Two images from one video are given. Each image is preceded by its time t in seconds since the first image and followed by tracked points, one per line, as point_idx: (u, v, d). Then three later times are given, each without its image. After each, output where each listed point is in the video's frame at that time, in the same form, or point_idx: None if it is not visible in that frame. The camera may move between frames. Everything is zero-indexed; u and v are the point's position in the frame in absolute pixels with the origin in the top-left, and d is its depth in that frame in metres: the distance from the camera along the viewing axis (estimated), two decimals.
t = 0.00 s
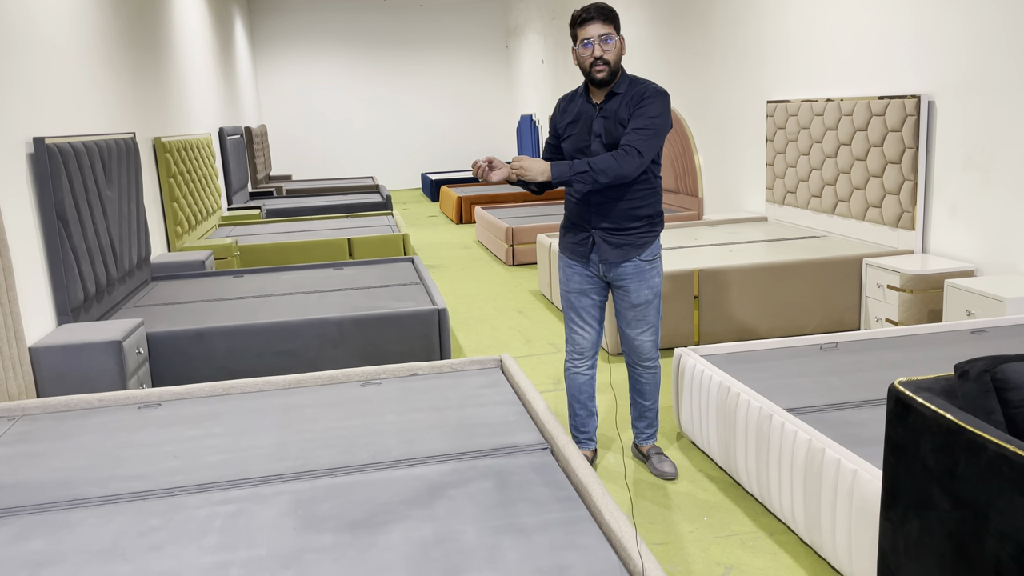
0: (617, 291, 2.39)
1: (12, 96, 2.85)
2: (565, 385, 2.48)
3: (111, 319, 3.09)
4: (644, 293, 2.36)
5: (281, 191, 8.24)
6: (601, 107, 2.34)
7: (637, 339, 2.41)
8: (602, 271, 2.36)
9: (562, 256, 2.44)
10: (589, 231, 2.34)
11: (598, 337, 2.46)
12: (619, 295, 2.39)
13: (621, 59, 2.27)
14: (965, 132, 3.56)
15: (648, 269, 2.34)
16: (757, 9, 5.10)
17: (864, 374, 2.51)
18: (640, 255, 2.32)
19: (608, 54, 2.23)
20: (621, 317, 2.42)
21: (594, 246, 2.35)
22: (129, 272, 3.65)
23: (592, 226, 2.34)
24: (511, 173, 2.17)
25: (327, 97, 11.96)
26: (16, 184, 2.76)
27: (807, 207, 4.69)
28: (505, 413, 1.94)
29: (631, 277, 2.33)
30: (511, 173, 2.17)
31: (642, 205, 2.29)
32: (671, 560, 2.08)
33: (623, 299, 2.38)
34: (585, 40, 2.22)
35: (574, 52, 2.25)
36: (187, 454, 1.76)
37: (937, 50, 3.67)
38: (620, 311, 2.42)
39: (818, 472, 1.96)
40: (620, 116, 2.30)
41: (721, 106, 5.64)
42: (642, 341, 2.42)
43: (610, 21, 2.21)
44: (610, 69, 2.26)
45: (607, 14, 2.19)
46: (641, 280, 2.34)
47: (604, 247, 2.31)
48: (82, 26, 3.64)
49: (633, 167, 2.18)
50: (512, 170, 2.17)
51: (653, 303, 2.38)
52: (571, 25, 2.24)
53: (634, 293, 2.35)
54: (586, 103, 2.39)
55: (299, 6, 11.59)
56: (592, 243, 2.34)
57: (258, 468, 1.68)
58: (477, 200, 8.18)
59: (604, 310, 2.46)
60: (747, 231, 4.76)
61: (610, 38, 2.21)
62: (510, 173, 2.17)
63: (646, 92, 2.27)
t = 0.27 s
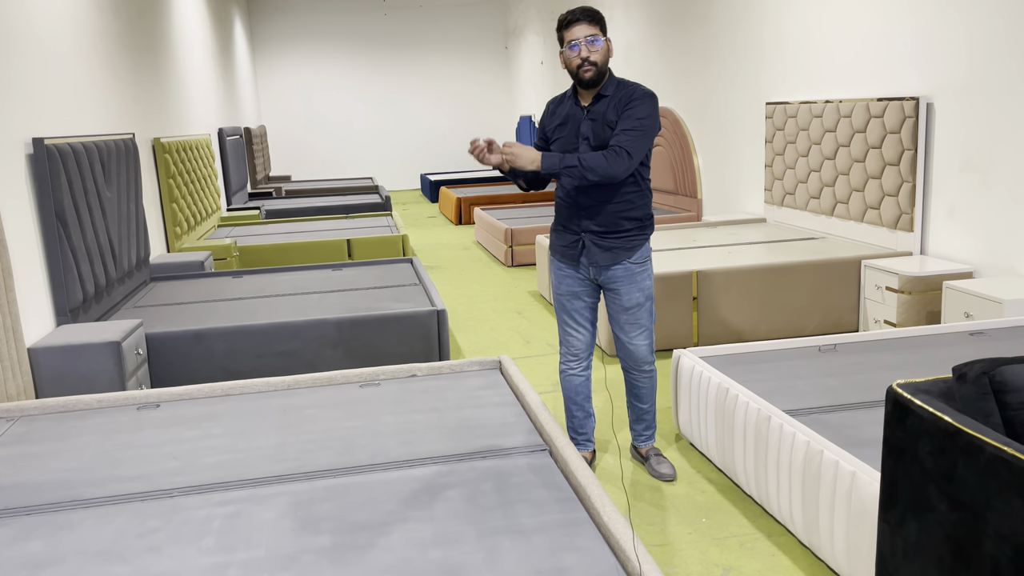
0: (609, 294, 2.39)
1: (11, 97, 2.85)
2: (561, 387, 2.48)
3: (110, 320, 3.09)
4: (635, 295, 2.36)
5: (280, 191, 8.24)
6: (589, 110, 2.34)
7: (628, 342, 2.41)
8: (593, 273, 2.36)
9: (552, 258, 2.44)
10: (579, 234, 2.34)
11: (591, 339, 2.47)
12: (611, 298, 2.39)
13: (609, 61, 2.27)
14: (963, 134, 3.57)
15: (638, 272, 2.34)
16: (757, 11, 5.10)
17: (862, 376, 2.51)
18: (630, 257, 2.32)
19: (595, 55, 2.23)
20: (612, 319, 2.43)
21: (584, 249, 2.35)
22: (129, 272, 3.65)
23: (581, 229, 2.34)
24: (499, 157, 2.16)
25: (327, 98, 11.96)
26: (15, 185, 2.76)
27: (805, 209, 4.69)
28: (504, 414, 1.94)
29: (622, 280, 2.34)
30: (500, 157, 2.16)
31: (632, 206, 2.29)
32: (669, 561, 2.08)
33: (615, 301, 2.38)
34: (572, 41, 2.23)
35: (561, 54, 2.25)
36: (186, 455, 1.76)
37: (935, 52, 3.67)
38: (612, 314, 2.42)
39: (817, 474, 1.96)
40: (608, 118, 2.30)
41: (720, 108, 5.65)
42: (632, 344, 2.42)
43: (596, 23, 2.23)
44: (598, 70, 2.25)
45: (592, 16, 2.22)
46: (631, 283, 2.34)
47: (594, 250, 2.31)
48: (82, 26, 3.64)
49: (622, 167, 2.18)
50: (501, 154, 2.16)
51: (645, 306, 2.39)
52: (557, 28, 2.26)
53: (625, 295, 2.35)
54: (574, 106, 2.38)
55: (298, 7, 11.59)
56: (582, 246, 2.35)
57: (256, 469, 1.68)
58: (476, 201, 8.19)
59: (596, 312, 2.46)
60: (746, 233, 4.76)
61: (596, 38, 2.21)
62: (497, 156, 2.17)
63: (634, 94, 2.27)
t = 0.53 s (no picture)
0: (601, 298, 2.39)
1: (10, 99, 2.85)
2: (558, 391, 2.48)
3: (109, 322, 3.09)
4: (627, 299, 2.36)
5: (279, 193, 8.24)
6: (580, 114, 2.35)
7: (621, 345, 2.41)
8: (585, 277, 2.37)
9: (544, 263, 2.45)
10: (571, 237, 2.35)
11: (585, 343, 2.48)
12: (604, 302, 2.39)
13: (600, 62, 2.27)
14: (960, 138, 3.58)
15: (630, 275, 2.35)
16: (755, 14, 5.12)
17: (859, 379, 2.52)
18: (621, 261, 2.32)
19: (586, 55, 2.23)
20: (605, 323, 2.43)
21: (575, 253, 2.36)
22: (127, 274, 3.65)
23: (573, 232, 2.34)
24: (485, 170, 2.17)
25: (325, 100, 11.96)
26: (14, 187, 2.77)
27: (804, 212, 4.70)
28: (502, 417, 1.95)
29: (614, 284, 2.34)
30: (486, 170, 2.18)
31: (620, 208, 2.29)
32: (667, 564, 2.08)
33: (608, 305, 2.39)
34: (563, 43, 2.23)
35: (553, 57, 2.25)
36: (185, 457, 1.76)
37: (933, 56, 3.69)
38: (604, 318, 2.42)
39: (814, 476, 1.97)
40: (599, 122, 2.31)
41: (719, 111, 5.66)
42: (623, 347, 2.43)
43: (585, 26, 2.24)
44: (590, 70, 2.25)
45: (581, 19, 2.24)
46: (624, 286, 2.35)
47: (585, 253, 2.32)
48: (82, 28, 3.65)
49: (607, 168, 2.18)
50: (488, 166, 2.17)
51: (638, 309, 2.39)
52: (547, 34, 2.27)
53: (618, 299, 2.36)
54: (567, 110, 2.39)
55: (297, 9, 11.60)
56: (574, 250, 2.35)
57: (255, 471, 1.68)
58: (475, 204, 8.20)
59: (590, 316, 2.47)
60: (744, 236, 4.77)
61: (586, 39, 2.22)
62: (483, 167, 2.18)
63: (623, 97, 2.27)
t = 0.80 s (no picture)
0: (599, 299, 2.39)
1: (9, 100, 2.86)
2: (554, 394, 2.48)
3: (107, 323, 3.09)
4: (626, 299, 2.37)
5: (277, 195, 8.24)
6: (580, 117, 2.34)
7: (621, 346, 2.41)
8: (585, 279, 2.36)
9: (539, 268, 2.42)
10: (571, 240, 2.34)
11: (580, 345, 2.47)
12: (601, 303, 2.39)
13: (597, 65, 2.28)
14: (958, 141, 3.59)
15: (629, 275, 2.36)
16: (753, 17, 5.13)
17: (857, 381, 2.53)
18: (622, 261, 2.34)
19: (584, 57, 2.24)
20: (602, 325, 2.42)
21: (575, 255, 2.34)
22: (125, 276, 3.65)
23: (573, 235, 2.33)
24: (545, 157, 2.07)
25: (324, 102, 11.97)
26: (13, 188, 2.77)
27: (802, 214, 4.71)
28: (501, 419, 1.95)
29: (614, 284, 2.35)
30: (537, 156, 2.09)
31: (624, 211, 2.32)
32: (664, 566, 2.09)
33: (606, 306, 2.39)
34: (561, 42, 2.23)
35: (550, 56, 2.25)
36: (183, 459, 1.76)
37: (931, 58, 3.70)
38: (602, 319, 2.42)
39: (812, 478, 1.97)
40: (604, 125, 2.33)
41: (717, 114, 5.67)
42: (622, 348, 2.42)
43: (585, 28, 2.25)
44: (586, 72, 2.25)
45: (582, 21, 2.24)
46: (623, 286, 2.36)
47: (588, 255, 2.32)
48: (81, 30, 3.65)
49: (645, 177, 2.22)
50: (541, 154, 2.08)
51: (636, 309, 2.40)
52: (547, 32, 2.28)
53: (617, 298, 2.36)
54: (564, 113, 2.37)
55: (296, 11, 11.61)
56: (573, 252, 2.34)
57: (254, 473, 1.68)
58: (474, 206, 8.21)
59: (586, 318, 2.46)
60: (742, 238, 4.78)
61: (585, 41, 2.23)
62: (536, 157, 2.05)
63: (628, 101, 2.31)
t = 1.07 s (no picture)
0: (602, 298, 2.41)
1: (8, 100, 2.85)
2: (552, 396, 2.47)
3: (104, 324, 3.09)
4: (630, 296, 2.41)
5: (276, 195, 8.24)
6: (584, 116, 2.32)
7: (628, 345, 2.42)
8: (591, 279, 2.37)
9: (540, 271, 2.39)
10: (578, 241, 2.33)
11: (580, 346, 2.47)
12: (604, 302, 2.41)
13: (598, 64, 2.28)
14: (956, 142, 3.60)
15: (633, 273, 2.41)
16: (752, 19, 5.14)
17: (855, 382, 2.53)
18: (627, 259, 2.38)
19: (585, 56, 2.25)
20: (605, 324, 2.43)
21: (582, 256, 2.34)
22: (124, 276, 3.64)
23: (580, 235, 2.33)
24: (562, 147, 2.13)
25: (323, 103, 11.97)
26: (11, 188, 2.77)
27: (800, 216, 4.72)
28: (499, 419, 1.95)
29: (619, 282, 2.38)
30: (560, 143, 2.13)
31: (627, 213, 2.37)
32: (662, 566, 2.09)
33: (611, 305, 2.40)
34: (562, 40, 2.24)
35: (551, 53, 2.25)
36: (181, 459, 1.76)
37: (928, 60, 3.71)
38: (605, 319, 2.43)
39: (809, 479, 1.97)
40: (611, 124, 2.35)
41: (716, 115, 5.68)
42: (629, 346, 2.43)
43: (586, 27, 2.26)
44: (587, 70, 2.26)
45: (584, 20, 2.26)
46: (627, 284, 2.39)
47: (597, 255, 2.33)
48: (79, 29, 3.65)
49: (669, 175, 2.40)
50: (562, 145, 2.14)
51: (638, 307, 2.44)
52: (549, 31, 2.28)
53: (622, 296, 2.39)
54: (568, 112, 2.32)
55: (295, 12, 11.61)
56: (580, 253, 2.34)
57: (251, 473, 1.68)
58: (472, 207, 8.21)
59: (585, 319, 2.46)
60: (740, 239, 4.78)
61: (587, 39, 2.24)
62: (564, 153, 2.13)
63: (629, 106, 2.36)
